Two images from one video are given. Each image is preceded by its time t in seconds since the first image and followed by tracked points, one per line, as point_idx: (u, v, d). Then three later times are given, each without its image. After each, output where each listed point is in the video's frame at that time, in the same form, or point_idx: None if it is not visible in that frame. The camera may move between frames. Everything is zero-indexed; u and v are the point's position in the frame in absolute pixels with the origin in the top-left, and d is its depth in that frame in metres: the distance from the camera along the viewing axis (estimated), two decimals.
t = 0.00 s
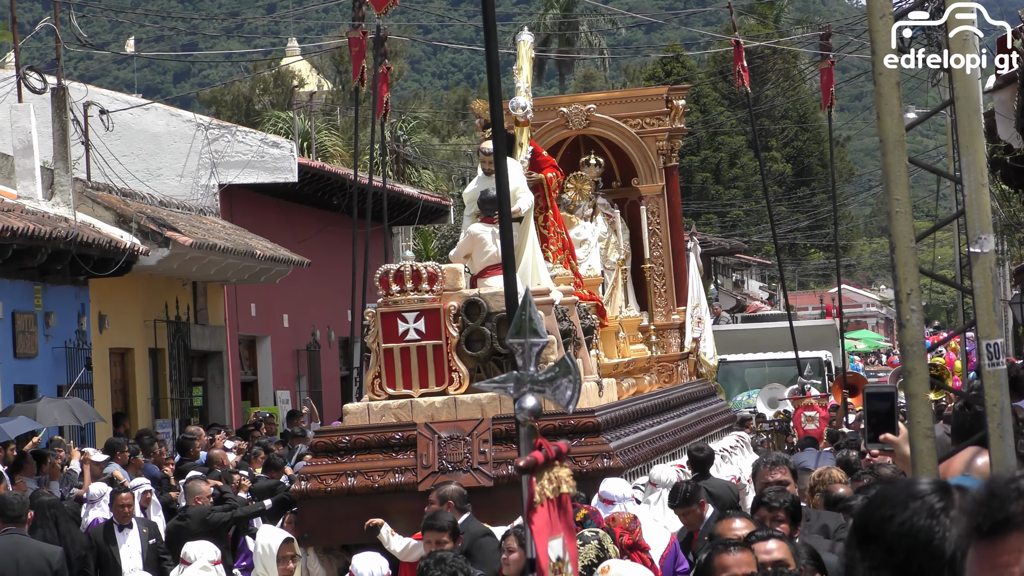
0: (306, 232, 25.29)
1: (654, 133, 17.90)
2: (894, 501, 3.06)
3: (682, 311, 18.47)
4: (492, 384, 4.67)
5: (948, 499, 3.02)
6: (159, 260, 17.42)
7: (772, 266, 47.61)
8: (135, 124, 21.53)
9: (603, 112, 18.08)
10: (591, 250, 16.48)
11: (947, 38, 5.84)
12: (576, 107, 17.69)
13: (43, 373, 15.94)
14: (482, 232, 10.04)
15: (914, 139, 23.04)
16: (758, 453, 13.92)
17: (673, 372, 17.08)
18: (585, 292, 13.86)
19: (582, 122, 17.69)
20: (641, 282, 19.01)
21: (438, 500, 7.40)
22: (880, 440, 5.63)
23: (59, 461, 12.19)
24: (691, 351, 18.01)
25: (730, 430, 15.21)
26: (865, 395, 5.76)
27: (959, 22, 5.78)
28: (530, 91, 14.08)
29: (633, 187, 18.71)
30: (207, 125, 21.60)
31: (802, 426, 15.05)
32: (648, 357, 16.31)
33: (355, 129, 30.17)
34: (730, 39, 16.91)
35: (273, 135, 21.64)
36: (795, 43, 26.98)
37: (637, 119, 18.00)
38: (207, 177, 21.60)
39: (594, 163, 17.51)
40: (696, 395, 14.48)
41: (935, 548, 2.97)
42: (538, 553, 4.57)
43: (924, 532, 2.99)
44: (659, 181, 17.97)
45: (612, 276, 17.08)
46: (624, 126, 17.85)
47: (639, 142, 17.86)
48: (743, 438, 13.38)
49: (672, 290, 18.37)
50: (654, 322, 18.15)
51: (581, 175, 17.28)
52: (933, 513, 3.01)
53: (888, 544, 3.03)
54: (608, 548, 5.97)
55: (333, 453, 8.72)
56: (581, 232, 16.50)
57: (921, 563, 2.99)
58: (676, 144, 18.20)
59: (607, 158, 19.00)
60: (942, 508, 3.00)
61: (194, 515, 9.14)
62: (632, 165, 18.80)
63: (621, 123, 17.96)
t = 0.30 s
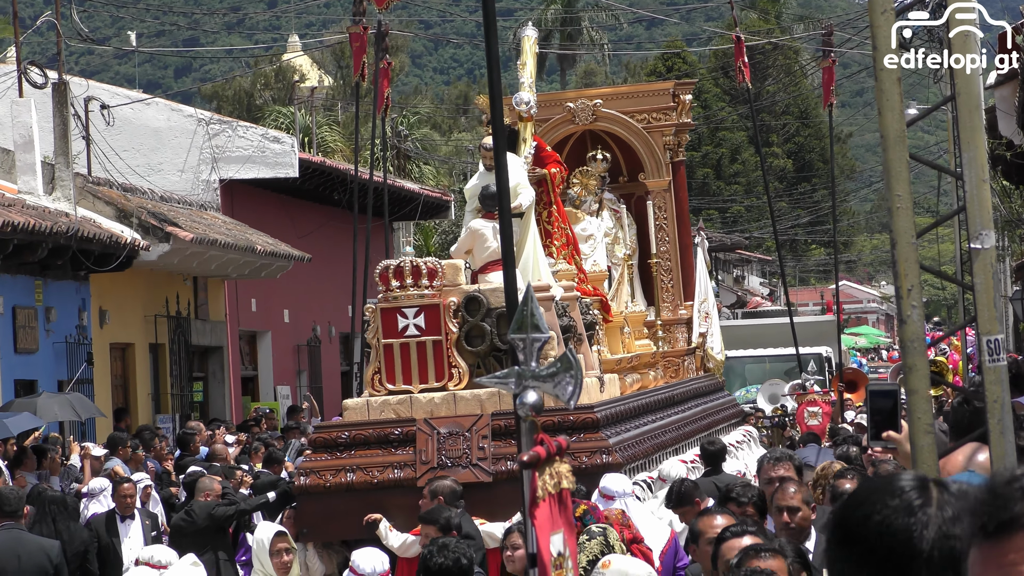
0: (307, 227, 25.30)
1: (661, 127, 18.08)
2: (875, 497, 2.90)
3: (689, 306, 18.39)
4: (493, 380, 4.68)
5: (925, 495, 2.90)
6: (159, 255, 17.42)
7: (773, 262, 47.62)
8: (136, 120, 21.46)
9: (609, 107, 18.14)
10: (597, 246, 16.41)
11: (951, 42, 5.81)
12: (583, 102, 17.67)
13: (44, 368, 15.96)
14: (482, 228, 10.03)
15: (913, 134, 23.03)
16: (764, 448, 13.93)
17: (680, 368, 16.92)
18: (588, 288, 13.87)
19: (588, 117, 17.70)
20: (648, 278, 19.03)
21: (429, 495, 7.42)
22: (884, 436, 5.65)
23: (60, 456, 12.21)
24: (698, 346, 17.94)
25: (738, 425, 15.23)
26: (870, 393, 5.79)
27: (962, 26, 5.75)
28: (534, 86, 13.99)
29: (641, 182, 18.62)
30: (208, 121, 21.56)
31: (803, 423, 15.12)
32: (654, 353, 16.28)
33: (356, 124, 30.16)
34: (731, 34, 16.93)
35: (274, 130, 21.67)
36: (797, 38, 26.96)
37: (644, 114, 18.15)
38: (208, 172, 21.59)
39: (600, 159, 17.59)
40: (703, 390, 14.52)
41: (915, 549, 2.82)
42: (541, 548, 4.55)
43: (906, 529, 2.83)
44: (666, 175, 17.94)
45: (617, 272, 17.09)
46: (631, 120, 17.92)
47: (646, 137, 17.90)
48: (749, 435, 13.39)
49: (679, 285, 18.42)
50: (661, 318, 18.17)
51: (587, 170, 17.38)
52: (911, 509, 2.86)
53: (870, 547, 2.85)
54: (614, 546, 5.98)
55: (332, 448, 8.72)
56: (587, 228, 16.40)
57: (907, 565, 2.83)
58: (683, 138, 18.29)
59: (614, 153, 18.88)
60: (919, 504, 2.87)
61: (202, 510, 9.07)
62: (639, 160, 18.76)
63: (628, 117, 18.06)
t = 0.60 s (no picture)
0: (309, 220, 25.31)
1: (671, 119, 17.97)
2: (846, 496, 2.74)
3: (700, 298, 18.39)
4: (494, 373, 4.67)
5: (894, 494, 2.75)
6: (160, 248, 17.40)
7: (774, 255, 47.61)
8: (137, 113, 21.53)
9: (619, 99, 18.12)
10: (607, 238, 16.47)
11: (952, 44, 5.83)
12: (593, 94, 17.73)
13: (45, 362, 15.96)
14: (490, 221, 10.03)
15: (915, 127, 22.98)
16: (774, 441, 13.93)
17: (690, 360, 17.07)
18: (597, 280, 13.88)
19: (599, 109, 17.73)
20: (659, 271, 19.04)
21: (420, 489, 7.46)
22: (883, 431, 5.69)
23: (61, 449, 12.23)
24: (710, 338, 17.96)
25: (748, 417, 15.24)
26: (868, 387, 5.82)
27: (965, 31, 5.79)
28: (542, 79, 13.92)
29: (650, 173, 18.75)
30: (209, 114, 21.54)
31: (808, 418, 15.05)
32: (665, 345, 16.26)
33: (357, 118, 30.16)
34: (732, 27, 16.86)
35: (274, 124, 21.64)
36: (799, 33, 26.93)
37: (654, 106, 18.09)
38: (210, 165, 21.56)
39: (610, 151, 17.56)
40: (713, 382, 14.54)
41: (884, 551, 2.67)
42: (541, 541, 4.55)
43: (873, 530, 2.68)
44: (676, 168, 17.97)
45: (627, 264, 16.98)
46: (641, 113, 17.85)
47: (656, 129, 17.84)
48: (758, 426, 13.39)
49: (690, 277, 18.35)
50: (671, 310, 18.14)
51: (597, 161, 17.37)
52: (880, 510, 2.70)
53: (840, 550, 2.69)
54: (597, 540, 5.93)
55: (340, 442, 8.70)
56: (597, 220, 16.50)
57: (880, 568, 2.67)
58: (693, 130, 18.27)
59: (625, 146, 19.00)
60: (889, 504, 2.72)
61: (210, 505, 9.03)
62: (649, 153, 18.85)
63: (637, 109, 18.03)
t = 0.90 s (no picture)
0: (310, 216, 25.32)
1: (680, 115, 17.99)
2: (820, 501, 2.74)
3: (709, 294, 18.40)
4: (491, 369, 4.69)
5: (872, 498, 2.73)
6: (161, 244, 17.40)
7: (774, 251, 47.65)
8: (138, 108, 21.49)
9: (628, 95, 18.07)
10: (617, 234, 16.57)
11: (956, 46, 5.84)
12: (602, 91, 17.73)
13: (45, 357, 15.97)
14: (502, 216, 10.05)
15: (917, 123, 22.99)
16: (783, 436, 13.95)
17: (700, 355, 17.09)
18: (608, 276, 13.94)
19: (607, 106, 17.76)
20: (667, 266, 19.07)
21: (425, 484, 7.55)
22: (883, 430, 5.70)
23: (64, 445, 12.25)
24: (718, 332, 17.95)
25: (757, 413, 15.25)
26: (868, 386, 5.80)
27: (966, 35, 5.79)
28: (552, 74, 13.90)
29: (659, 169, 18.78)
30: (210, 110, 21.66)
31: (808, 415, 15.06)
32: (675, 340, 16.75)
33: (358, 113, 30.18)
34: (733, 24, 16.83)
35: (276, 120, 21.75)
36: (800, 29, 26.90)
37: (662, 102, 18.07)
38: (211, 162, 21.55)
39: (620, 146, 17.53)
40: (723, 377, 14.58)
41: (862, 555, 2.65)
42: (539, 537, 4.57)
43: (851, 534, 2.67)
44: (685, 163, 18.00)
45: (637, 260, 17.17)
46: (650, 109, 17.95)
47: (665, 125, 17.93)
48: (768, 421, 13.40)
49: (698, 273, 18.37)
50: (680, 306, 18.23)
51: (607, 158, 17.37)
52: (857, 515, 2.69)
53: (817, 554, 2.69)
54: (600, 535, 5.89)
55: (354, 438, 8.76)
56: (606, 216, 16.63)
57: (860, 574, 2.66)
58: (701, 125, 18.29)
59: (633, 142, 19.04)
60: (867, 509, 2.71)
61: (227, 502, 9.03)
62: (658, 149, 18.85)
63: (647, 105, 18.06)
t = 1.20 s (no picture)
0: (309, 210, 25.33)
1: (683, 110, 18.04)
2: (816, 497, 2.74)
3: (712, 288, 18.45)
4: (486, 365, 4.69)
5: (868, 495, 2.73)
6: (160, 238, 17.41)
7: (773, 246, 47.72)
8: (137, 102, 21.52)
9: (631, 90, 18.10)
10: (621, 229, 16.58)
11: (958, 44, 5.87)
12: (604, 86, 17.63)
13: (44, 350, 15.98)
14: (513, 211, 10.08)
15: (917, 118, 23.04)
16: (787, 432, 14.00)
17: (703, 350, 17.10)
18: (615, 270, 13.94)
19: (610, 101, 17.63)
20: (670, 259, 19.10)
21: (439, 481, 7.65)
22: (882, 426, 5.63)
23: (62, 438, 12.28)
24: (721, 328, 18.09)
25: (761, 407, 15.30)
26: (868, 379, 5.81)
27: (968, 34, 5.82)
28: (559, 68, 13.89)
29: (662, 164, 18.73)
30: (209, 104, 21.61)
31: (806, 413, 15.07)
32: (680, 334, 16.75)
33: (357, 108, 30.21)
34: (732, 19, 16.78)
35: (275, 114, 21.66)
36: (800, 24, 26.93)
37: (665, 97, 18.09)
38: (210, 155, 21.56)
39: (622, 142, 17.50)
40: (727, 372, 14.64)
41: (857, 550, 2.66)
42: (535, 532, 4.59)
43: (847, 531, 2.67)
44: (688, 159, 17.97)
45: (641, 255, 17.16)
46: (653, 104, 17.86)
47: (668, 120, 17.86)
48: (772, 417, 13.45)
49: (701, 267, 18.42)
50: (683, 301, 18.19)
51: (610, 153, 17.24)
52: (853, 513, 2.69)
53: (813, 554, 2.69)
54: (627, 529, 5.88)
55: (366, 432, 8.77)
56: (610, 211, 16.61)
57: (856, 572, 2.66)
58: (704, 120, 18.35)
59: (636, 138, 19.06)
60: (863, 505, 2.71)
61: (242, 496, 9.00)
62: (661, 144, 18.80)
63: (650, 100, 18.03)
